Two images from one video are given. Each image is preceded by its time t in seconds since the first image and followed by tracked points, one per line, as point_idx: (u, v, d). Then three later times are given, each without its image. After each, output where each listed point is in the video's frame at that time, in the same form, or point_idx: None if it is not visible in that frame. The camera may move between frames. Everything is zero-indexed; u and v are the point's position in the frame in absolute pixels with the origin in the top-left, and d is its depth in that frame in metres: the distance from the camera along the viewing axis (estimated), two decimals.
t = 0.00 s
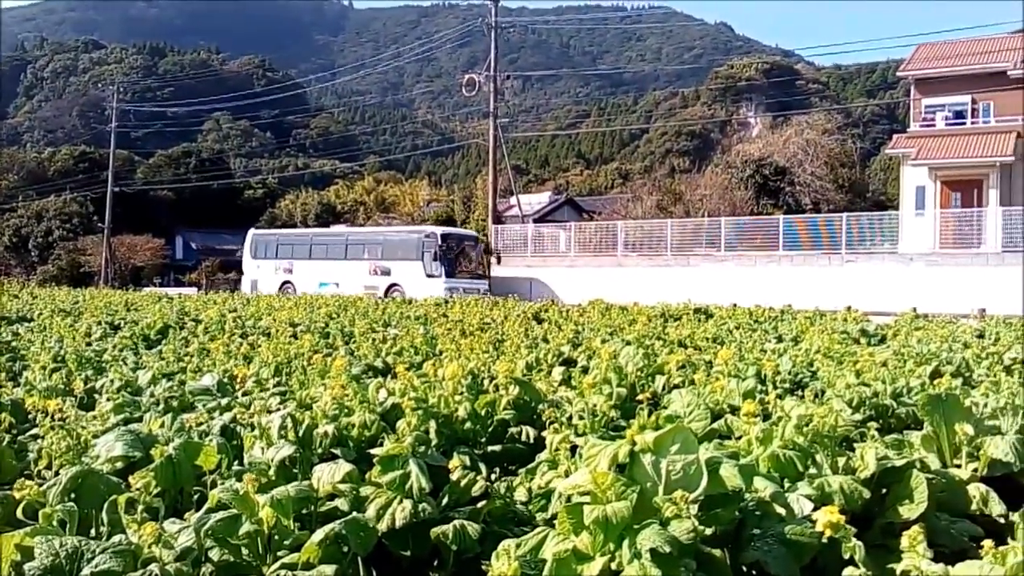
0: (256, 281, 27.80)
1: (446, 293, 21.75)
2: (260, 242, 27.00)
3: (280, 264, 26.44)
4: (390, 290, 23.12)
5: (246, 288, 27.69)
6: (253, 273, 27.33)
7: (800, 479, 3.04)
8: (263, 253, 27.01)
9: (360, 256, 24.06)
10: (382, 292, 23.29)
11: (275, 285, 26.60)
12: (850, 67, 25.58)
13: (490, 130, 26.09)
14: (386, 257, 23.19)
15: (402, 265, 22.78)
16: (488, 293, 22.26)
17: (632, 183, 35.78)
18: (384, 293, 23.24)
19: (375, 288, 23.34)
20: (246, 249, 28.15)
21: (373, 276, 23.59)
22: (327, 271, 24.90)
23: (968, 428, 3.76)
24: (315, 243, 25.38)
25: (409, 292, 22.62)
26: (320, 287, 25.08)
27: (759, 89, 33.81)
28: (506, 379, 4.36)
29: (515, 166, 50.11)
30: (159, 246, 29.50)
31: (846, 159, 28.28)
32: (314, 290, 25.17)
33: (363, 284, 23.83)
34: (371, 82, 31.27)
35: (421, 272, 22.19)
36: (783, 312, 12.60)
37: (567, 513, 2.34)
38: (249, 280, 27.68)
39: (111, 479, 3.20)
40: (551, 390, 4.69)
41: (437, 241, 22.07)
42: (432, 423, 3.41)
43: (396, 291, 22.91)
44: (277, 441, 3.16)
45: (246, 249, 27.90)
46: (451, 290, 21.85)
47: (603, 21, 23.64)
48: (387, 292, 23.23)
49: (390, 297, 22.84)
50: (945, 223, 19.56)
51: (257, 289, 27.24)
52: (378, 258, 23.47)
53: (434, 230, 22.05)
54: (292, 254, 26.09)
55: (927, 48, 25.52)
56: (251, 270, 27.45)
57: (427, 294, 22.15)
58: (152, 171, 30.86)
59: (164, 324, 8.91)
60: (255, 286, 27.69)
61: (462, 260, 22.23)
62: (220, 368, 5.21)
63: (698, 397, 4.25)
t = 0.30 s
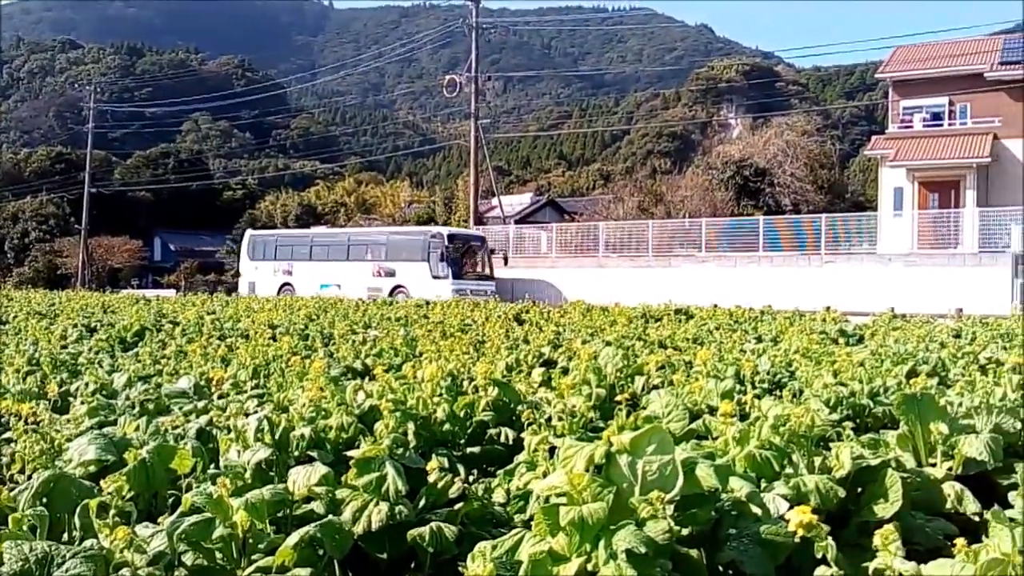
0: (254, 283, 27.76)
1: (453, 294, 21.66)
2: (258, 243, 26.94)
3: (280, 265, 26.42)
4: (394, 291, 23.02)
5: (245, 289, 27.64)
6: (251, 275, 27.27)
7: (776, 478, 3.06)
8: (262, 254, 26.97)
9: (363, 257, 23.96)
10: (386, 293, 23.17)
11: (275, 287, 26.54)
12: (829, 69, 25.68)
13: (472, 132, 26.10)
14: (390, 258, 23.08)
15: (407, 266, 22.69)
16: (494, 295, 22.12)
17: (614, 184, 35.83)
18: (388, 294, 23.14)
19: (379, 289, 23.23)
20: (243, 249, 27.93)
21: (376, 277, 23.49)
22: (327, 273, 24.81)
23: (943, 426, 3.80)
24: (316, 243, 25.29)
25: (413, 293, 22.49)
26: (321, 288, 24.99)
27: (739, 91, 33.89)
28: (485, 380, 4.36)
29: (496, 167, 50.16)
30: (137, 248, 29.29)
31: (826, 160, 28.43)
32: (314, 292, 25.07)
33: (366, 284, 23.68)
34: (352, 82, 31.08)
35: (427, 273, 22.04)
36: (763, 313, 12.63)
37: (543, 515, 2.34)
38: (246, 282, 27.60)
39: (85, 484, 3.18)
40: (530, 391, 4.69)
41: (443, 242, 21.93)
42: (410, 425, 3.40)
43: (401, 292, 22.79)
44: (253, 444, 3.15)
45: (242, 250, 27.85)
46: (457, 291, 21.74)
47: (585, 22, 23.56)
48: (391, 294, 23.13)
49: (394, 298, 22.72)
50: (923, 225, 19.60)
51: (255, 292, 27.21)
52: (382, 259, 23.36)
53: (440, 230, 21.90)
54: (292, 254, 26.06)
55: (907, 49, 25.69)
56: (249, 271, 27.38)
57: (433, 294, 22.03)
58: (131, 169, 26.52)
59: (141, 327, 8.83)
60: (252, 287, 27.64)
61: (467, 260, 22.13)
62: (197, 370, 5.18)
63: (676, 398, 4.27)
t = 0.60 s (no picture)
0: (251, 282, 27.20)
1: (458, 294, 21.37)
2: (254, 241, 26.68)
3: (275, 264, 26.17)
4: (396, 290, 22.88)
5: (239, 289, 27.44)
6: (247, 274, 26.99)
7: (752, 477, 3.08)
8: (260, 253, 26.71)
9: (364, 255, 23.73)
10: (387, 292, 23.04)
11: (272, 286, 26.25)
12: (807, 70, 25.82)
13: (452, 130, 26.11)
14: (392, 256, 22.95)
15: (410, 264, 22.56)
16: (498, 294, 21.83)
17: (595, 183, 35.95)
18: (390, 293, 23.00)
19: (381, 288, 23.10)
20: (239, 249, 27.68)
21: (378, 276, 23.35)
22: (325, 271, 24.62)
23: (917, 424, 3.84)
24: (315, 242, 25.05)
25: (417, 291, 22.38)
26: (320, 288, 24.78)
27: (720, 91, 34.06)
28: (463, 379, 4.36)
29: (477, 166, 50.24)
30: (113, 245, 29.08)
31: (803, 160, 28.64)
32: (314, 292, 24.81)
33: (368, 284, 23.57)
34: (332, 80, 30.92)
35: (431, 271, 21.87)
36: (742, 312, 12.70)
37: (519, 515, 2.34)
38: (242, 282, 27.32)
39: (57, 485, 3.15)
40: (508, 390, 4.70)
41: (447, 240, 21.68)
42: (387, 424, 3.38)
43: (403, 291, 22.69)
44: (227, 444, 3.13)
45: (238, 248, 27.54)
46: (462, 290, 21.43)
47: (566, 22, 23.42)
48: (393, 293, 23.00)
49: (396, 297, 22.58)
50: (900, 225, 19.72)
51: (251, 291, 26.99)
52: (383, 257, 23.22)
53: (443, 229, 21.65)
54: (290, 252, 25.79)
55: (883, 52, 25.88)
56: (245, 270, 27.09)
57: (438, 293, 21.78)
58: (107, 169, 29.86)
59: (117, 324, 8.79)
60: (248, 286, 27.34)
61: (473, 260, 21.87)
62: (172, 369, 5.16)
63: (654, 396, 4.28)
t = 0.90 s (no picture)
0: (248, 279, 27.11)
1: (465, 292, 21.29)
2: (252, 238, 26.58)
3: (275, 262, 26.01)
4: (400, 288, 22.67)
5: (236, 287, 27.21)
6: (245, 272, 26.88)
7: (729, 475, 3.10)
8: (258, 251, 26.60)
9: (367, 253, 23.63)
10: (392, 290, 22.84)
11: (270, 284, 26.15)
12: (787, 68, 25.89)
13: (432, 128, 26.09)
14: (396, 254, 22.77)
15: (415, 263, 22.35)
16: (506, 291, 21.80)
17: (576, 181, 36.00)
18: (395, 291, 22.79)
19: (386, 287, 22.90)
20: (236, 245, 27.44)
21: (382, 274, 23.16)
22: (327, 269, 24.50)
23: (893, 421, 3.87)
24: (315, 240, 24.96)
25: (421, 289, 22.16)
26: (321, 286, 24.66)
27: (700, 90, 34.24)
28: (442, 377, 4.35)
29: (458, 164, 50.24)
30: (90, 243, 28.79)
31: (784, 158, 28.29)
32: (314, 290, 24.71)
33: (371, 282, 23.44)
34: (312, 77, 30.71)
35: (437, 270, 21.71)
36: (722, 310, 12.74)
37: (496, 513, 2.34)
38: (239, 279, 27.19)
39: (30, 486, 3.13)
40: (486, 389, 4.70)
41: (453, 237, 21.55)
42: (365, 423, 3.37)
43: (407, 289, 22.48)
44: (203, 444, 3.11)
45: (235, 245, 27.40)
46: (469, 288, 21.36)
47: (547, 19, 23.24)
48: (398, 291, 22.78)
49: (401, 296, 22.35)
50: (878, 222, 19.91)
51: (248, 289, 26.87)
52: (387, 255, 23.04)
53: (450, 226, 21.51)
54: (290, 250, 25.73)
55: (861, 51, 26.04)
56: (243, 268, 26.99)
57: (443, 292, 21.66)
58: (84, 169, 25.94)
59: (92, 323, 8.72)
60: (245, 284, 27.23)
61: (479, 257, 21.77)
62: (148, 369, 5.12)
63: (632, 394, 4.29)
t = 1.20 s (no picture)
0: (244, 279, 26.96)
1: (470, 292, 21.12)
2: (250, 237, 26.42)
3: (273, 261, 25.97)
4: (404, 288, 22.48)
5: (232, 286, 27.05)
6: (242, 271, 26.73)
7: (704, 474, 3.11)
8: (256, 250, 26.46)
9: (368, 252, 23.49)
10: (395, 290, 22.65)
11: (269, 283, 26.00)
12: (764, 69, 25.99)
13: (410, 127, 26.02)
14: (398, 253, 22.61)
15: (419, 262, 22.18)
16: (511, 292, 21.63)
17: (554, 181, 35.98)
18: (398, 291, 22.59)
19: (388, 286, 22.72)
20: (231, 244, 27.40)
21: (384, 273, 22.98)
22: (327, 269, 24.37)
23: (866, 420, 3.91)
24: (315, 239, 24.84)
25: (425, 290, 21.99)
26: (321, 286, 24.49)
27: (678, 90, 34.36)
28: (417, 377, 4.34)
29: (437, 163, 50.13)
30: (63, 242, 28.55)
31: (761, 158, 28.71)
32: (314, 290, 24.59)
33: (372, 282, 23.26)
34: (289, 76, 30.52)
35: (442, 269, 21.53)
36: (699, 309, 12.78)
37: (469, 514, 2.34)
38: (236, 278, 27.01)
39: None
40: (463, 389, 4.70)
41: (459, 236, 21.39)
42: (340, 423, 3.36)
43: (411, 289, 22.32)
44: (175, 444, 3.10)
45: (232, 243, 27.25)
46: (474, 288, 21.19)
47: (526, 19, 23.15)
48: (402, 290, 22.59)
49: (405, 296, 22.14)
50: (854, 222, 20.05)
51: (244, 288, 26.70)
52: (389, 254, 22.87)
53: (456, 223, 21.39)
54: (289, 249, 25.61)
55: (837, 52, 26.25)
56: (240, 267, 26.84)
57: (448, 293, 21.47)
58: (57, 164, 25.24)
59: (65, 323, 8.63)
60: (242, 282, 27.07)
61: (484, 257, 21.59)
62: (120, 369, 5.08)
63: (608, 394, 4.29)
